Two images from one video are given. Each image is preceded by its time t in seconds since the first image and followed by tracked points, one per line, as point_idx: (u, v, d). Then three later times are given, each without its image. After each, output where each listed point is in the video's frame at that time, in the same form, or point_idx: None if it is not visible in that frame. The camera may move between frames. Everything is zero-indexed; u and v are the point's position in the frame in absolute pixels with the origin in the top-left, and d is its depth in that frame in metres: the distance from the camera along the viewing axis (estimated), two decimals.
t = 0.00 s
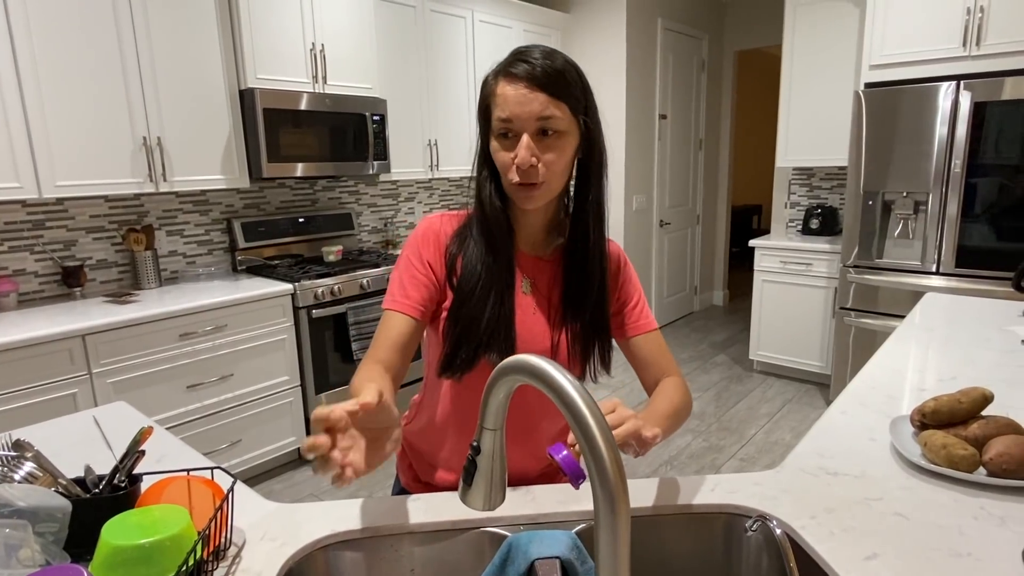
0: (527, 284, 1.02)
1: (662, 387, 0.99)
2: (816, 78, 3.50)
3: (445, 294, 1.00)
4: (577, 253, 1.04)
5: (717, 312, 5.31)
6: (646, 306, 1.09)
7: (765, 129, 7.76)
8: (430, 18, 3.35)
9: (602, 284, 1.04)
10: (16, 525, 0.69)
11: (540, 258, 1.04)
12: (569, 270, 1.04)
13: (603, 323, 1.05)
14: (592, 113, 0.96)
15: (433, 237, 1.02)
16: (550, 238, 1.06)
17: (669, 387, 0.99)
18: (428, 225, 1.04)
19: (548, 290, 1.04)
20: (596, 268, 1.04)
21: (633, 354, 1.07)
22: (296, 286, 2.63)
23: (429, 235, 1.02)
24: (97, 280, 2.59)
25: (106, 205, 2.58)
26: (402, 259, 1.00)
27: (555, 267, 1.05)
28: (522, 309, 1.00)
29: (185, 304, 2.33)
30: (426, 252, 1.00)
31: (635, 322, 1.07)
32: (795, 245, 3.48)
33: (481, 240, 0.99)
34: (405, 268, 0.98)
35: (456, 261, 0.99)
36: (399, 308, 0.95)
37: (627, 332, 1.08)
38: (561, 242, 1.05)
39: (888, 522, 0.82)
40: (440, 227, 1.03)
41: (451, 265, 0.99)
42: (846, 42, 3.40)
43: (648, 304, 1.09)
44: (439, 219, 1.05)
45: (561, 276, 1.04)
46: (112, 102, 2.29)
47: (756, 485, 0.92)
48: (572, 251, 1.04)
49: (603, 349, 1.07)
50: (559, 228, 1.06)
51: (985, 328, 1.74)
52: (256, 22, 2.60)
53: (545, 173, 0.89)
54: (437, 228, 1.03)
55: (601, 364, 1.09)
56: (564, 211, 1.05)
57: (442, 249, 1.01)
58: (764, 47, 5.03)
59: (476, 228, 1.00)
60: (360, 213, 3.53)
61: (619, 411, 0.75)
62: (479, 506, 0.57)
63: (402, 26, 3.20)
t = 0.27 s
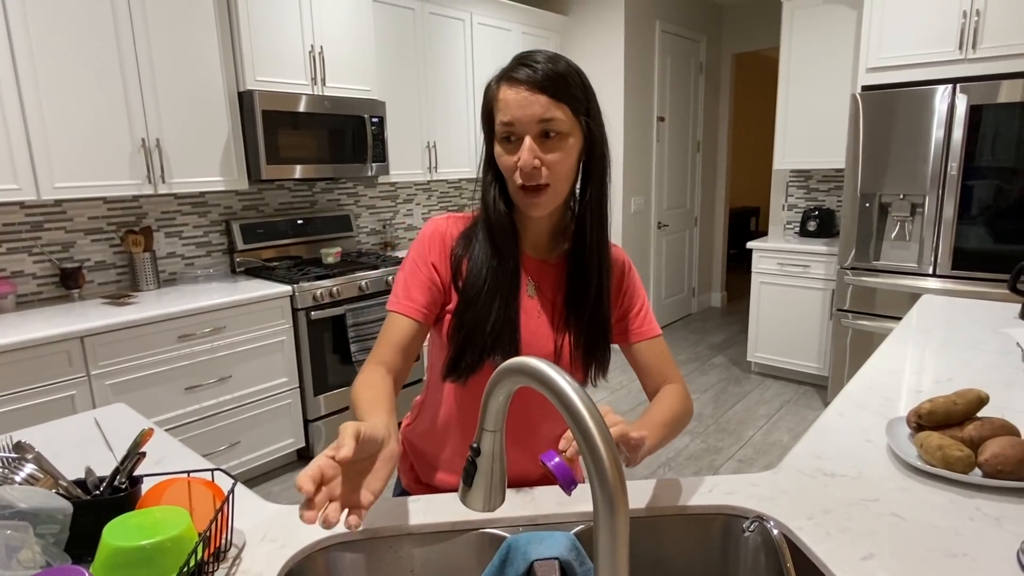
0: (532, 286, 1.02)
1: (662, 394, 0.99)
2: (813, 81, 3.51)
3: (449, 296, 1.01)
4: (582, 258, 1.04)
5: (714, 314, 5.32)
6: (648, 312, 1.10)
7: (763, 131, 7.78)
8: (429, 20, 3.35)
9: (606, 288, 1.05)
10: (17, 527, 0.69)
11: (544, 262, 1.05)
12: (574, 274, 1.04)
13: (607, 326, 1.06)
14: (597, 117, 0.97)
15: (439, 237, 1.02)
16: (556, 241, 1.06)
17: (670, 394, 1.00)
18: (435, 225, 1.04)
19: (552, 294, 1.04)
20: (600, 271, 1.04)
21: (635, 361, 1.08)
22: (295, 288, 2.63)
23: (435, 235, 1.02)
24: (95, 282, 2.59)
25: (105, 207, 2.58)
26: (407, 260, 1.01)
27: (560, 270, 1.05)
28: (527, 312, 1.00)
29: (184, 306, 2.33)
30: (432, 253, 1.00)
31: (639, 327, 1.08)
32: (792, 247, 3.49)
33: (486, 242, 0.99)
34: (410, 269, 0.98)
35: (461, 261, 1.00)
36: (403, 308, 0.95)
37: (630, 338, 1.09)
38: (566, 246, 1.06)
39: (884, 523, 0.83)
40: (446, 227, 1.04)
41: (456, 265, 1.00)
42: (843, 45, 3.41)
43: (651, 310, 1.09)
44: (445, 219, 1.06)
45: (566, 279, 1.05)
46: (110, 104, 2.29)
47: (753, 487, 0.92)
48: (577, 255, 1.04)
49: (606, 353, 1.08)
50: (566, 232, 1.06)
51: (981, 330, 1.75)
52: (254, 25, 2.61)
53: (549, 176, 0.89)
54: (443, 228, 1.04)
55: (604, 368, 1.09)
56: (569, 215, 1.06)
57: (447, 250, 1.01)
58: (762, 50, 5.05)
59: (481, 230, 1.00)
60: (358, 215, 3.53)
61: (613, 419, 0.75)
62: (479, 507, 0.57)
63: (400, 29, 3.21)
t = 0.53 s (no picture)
0: (535, 285, 1.03)
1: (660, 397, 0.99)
2: (812, 83, 3.52)
3: (452, 291, 1.01)
4: (584, 256, 1.04)
5: (713, 315, 5.32)
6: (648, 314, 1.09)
7: (761, 133, 7.79)
8: (427, 21, 3.36)
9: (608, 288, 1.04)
10: (14, 528, 0.69)
11: (547, 261, 1.05)
12: (577, 273, 1.04)
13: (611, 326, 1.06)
14: (589, 114, 0.96)
15: (444, 232, 1.04)
16: (559, 240, 1.06)
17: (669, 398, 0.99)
18: (441, 221, 1.06)
19: (554, 292, 1.04)
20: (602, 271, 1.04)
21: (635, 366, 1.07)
22: (294, 289, 2.63)
23: (440, 231, 1.04)
24: (93, 282, 2.59)
25: (104, 207, 2.58)
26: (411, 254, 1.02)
27: (563, 270, 1.05)
28: (529, 311, 1.01)
29: (182, 306, 2.33)
30: (435, 248, 1.01)
31: (641, 331, 1.07)
32: (791, 249, 3.49)
33: (489, 239, 1.00)
34: (414, 263, 0.99)
35: (465, 256, 1.01)
36: (406, 300, 0.97)
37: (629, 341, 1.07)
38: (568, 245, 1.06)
39: (882, 524, 0.83)
40: (451, 224, 1.05)
41: (460, 259, 1.01)
42: (841, 47, 3.42)
43: (652, 312, 1.09)
44: (451, 215, 1.07)
45: (568, 278, 1.05)
46: (109, 105, 2.29)
47: (751, 487, 0.92)
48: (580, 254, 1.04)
49: (609, 353, 1.07)
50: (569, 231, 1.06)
51: (979, 331, 1.75)
52: (253, 26, 2.61)
53: (547, 179, 0.89)
54: (448, 224, 1.05)
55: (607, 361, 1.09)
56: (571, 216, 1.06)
57: (452, 245, 1.02)
58: (760, 51, 5.06)
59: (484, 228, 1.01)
60: (357, 215, 3.53)
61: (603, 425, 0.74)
62: (475, 507, 0.58)
63: (399, 30, 3.21)
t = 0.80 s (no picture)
0: (531, 287, 1.02)
1: (660, 399, 0.99)
2: (811, 83, 3.52)
3: (448, 293, 1.01)
4: (581, 257, 1.03)
5: (712, 316, 5.32)
6: (649, 316, 1.08)
7: (761, 135, 7.80)
8: (427, 22, 3.36)
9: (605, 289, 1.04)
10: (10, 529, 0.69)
11: (544, 262, 1.05)
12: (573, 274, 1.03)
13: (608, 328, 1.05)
14: (586, 114, 0.95)
15: (440, 234, 1.03)
16: (556, 241, 1.06)
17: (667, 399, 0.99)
18: (438, 223, 1.06)
19: (551, 294, 1.04)
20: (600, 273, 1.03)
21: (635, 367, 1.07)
22: (292, 290, 2.62)
23: (437, 231, 1.03)
24: (92, 283, 2.59)
25: (102, 208, 2.58)
26: (408, 256, 1.02)
27: (560, 270, 1.04)
28: (525, 313, 1.00)
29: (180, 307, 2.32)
30: (432, 249, 1.01)
31: (639, 334, 1.06)
32: (790, 250, 3.49)
33: (485, 240, 1.00)
34: (411, 263, 1.00)
35: (461, 258, 1.00)
36: (402, 304, 0.96)
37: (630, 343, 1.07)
38: (565, 245, 1.05)
39: (880, 526, 0.83)
40: (448, 225, 1.05)
41: (455, 261, 1.00)
42: (841, 48, 3.42)
43: (653, 314, 1.08)
44: (448, 216, 1.07)
45: (566, 279, 1.04)
46: (108, 106, 2.29)
47: (750, 489, 0.92)
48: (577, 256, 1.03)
49: (608, 355, 1.06)
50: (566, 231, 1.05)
51: (978, 333, 1.75)
52: (253, 27, 2.61)
53: (540, 177, 0.90)
54: (444, 226, 1.05)
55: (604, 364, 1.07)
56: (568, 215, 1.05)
57: (448, 247, 1.02)
58: (760, 53, 5.06)
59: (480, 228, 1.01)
60: (356, 216, 3.53)
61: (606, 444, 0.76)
62: (473, 510, 0.57)
63: (398, 30, 3.21)
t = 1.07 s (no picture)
0: (527, 287, 1.02)
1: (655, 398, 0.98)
2: (812, 83, 3.52)
3: (445, 293, 1.01)
4: (577, 257, 1.02)
5: (712, 317, 5.32)
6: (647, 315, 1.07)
7: (762, 136, 7.80)
8: (427, 22, 3.36)
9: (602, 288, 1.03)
10: (8, 530, 0.69)
11: (540, 261, 1.05)
12: (570, 273, 1.03)
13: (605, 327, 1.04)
14: (584, 111, 0.95)
15: (436, 234, 1.03)
16: (552, 241, 1.06)
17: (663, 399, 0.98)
18: (433, 224, 1.06)
19: (548, 293, 1.03)
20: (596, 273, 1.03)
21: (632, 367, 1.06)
22: (292, 290, 2.62)
23: (432, 232, 1.04)
24: (92, 283, 2.58)
25: (103, 207, 2.58)
26: (404, 257, 1.02)
27: (556, 269, 1.04)
28: (522, 312, 1.00)
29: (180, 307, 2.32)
30: (428, 250, 1.01)
31: (637, 334, 1.05)
32: (790, 251, 3.49)
33: (481, 239, 1.00)
34: (406, 264, 1.00)
35: (457, 258, 1.00)
36: (398, 305, 0.97)
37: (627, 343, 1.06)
38: (562, 244, 1.05)
39: (881, 528, 0.83)
40: (444, 225, 1.05)
41: (451, 261, 1.00)
42: (841, 49, 3.42)
43: (652, 314, 1.07)
44: (444, 217, 1.07)
45: (562, 278, 1.04)
46: (108, 105, 2.29)
47: (750, 491, 0.92)
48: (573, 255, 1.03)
49: (605, 355, 1.06)
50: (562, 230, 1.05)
51: (979, 334, 1.75)
52: (253, 27, 2.61)
53: (538, 174, 0.89)
54: (440, 226, 1.05)
55: (601, 367, 1.08)
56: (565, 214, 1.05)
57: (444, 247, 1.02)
58: (760, 53, 5.06)
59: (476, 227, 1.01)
60: (356, 216, 3.53)
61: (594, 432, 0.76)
62: (473, 511, 0.57)
63: (398, 31, 3.21)
